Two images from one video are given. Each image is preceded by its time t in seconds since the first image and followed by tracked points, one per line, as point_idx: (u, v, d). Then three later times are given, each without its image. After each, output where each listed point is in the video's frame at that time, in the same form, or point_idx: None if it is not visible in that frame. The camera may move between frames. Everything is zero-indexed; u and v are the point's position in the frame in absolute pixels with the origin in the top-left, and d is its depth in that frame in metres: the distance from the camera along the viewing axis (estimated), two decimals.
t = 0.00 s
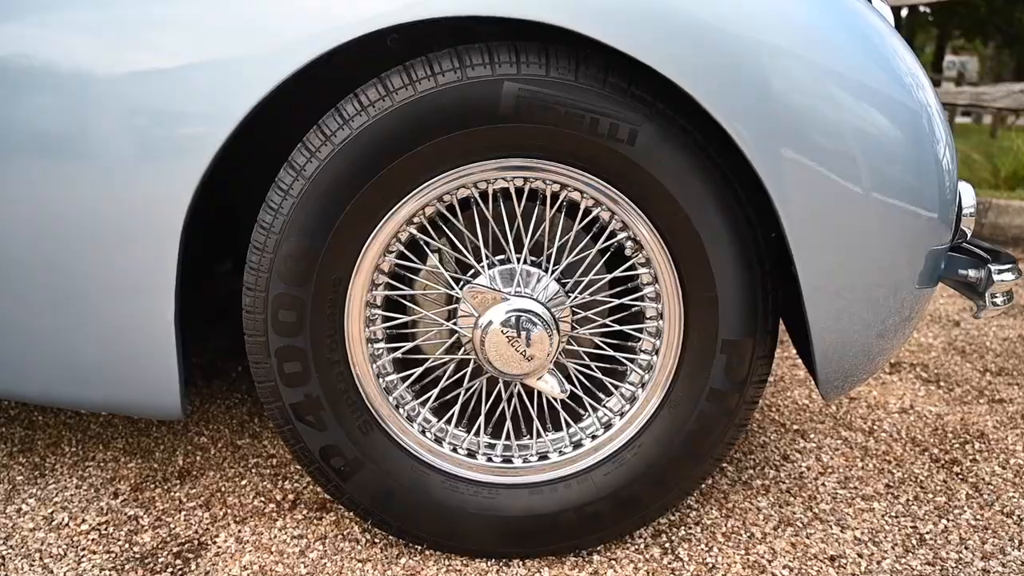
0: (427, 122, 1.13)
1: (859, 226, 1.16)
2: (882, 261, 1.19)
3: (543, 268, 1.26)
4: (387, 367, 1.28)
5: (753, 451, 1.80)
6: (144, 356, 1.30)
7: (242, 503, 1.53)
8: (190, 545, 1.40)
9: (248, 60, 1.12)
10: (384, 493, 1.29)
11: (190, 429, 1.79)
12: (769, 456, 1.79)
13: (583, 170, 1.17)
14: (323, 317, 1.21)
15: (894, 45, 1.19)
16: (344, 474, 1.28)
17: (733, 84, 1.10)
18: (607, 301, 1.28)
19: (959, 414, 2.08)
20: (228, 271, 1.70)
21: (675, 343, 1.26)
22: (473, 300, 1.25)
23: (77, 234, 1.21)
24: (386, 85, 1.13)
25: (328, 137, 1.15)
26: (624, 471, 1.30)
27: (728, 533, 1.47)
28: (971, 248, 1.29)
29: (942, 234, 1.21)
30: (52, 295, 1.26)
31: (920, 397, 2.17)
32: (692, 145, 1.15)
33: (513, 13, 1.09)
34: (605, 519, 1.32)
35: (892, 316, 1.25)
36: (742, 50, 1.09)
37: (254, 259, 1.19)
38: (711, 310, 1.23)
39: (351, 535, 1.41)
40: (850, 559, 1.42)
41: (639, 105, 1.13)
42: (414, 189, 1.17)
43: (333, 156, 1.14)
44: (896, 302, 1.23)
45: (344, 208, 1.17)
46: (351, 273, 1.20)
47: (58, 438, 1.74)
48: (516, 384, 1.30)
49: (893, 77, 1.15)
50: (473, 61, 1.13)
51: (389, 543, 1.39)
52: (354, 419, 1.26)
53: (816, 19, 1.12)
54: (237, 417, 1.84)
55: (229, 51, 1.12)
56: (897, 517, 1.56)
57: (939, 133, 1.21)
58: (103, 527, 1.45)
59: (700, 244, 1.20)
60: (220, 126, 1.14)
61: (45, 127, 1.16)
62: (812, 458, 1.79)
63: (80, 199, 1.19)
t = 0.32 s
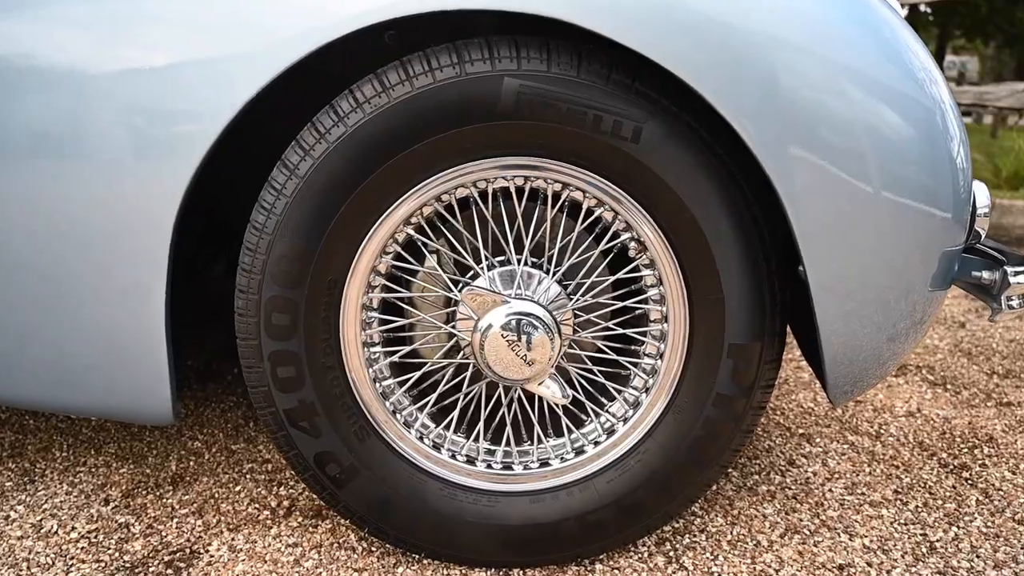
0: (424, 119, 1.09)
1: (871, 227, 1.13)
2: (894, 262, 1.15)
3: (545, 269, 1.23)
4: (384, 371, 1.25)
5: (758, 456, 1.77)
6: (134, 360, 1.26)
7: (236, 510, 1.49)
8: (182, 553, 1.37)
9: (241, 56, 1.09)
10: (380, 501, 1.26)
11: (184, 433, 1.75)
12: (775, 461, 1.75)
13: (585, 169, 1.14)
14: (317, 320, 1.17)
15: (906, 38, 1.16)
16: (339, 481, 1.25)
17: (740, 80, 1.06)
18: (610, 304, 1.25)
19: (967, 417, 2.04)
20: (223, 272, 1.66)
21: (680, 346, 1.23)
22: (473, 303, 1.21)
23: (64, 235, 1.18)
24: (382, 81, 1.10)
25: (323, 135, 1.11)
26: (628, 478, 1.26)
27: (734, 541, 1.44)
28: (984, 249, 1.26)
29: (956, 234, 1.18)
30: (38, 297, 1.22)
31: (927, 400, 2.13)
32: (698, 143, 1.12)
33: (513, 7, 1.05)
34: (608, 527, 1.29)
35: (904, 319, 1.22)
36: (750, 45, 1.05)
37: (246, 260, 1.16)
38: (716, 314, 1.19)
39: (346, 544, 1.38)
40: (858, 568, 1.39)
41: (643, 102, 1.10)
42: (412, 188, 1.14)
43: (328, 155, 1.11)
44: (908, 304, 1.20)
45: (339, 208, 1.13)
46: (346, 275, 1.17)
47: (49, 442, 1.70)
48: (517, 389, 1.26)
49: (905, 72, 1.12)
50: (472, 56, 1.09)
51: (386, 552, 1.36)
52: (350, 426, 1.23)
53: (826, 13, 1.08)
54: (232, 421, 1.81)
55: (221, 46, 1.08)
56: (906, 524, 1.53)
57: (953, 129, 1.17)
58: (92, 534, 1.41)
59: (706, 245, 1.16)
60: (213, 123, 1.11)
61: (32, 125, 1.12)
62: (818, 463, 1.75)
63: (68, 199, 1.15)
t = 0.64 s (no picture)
0: (424, 112, 1.05)
1: (888, 224, 1.09)
2: (910, 261, 1.11)
3: (548, 268, 1.19)
4: (383, 373, 1.21)
5: (765, 459, 1.73)
6: (125, 362, 1.22)
7: (230, 515, 1.45)
8: (175, 560, 1.33)
9: (235, 47, 1.04)
10: (378, 507, 1.22)
11: (178, 436, 1.72)
12: (782, 465, 1.71)
13: (591, 164, 1.10)
14: (313, 321, 1.14)
15: (923, 29, 1.12)
16: (336, 487, 1.21)
17: (753, 72, 1.02)
18: (616, 304, 1.21)
19: (977, 419, 2.00)
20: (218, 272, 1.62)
21: (688, 348, 1.19)
22: (474, 303, 1.17)
23: (51, 233, 1.14)
24: (381, 73, 1.06)
25: (319, 129, 1.07)
26: (634, 484, 1.22)
27: (742, 547, 1.40)
28: (1003, 247, 1.22)
29: (975, 233, 1.14)
30: (25, 296, 1.18)
31: (935, 402, 2.09)
32: (708, 137, 1.08)
33: None
34: (614, 534, 1.25)
35: (919, 320, 1.18)
36: (762, 35, 1.01)
37: (239, 259, 1.12)
38: (726, 314, 1.15)
39: (344, 550, 1.34)
40: None
41: (651, 95, 1.06)
42: (411, 184, 1.10)
43: (324, 149, 1.07)
44: (924, 305, 1.16)
45: (336, 205, 1.09)
46: (343, 274, 1.13)
47: (40, 445, 1.66)
48: (520, 392, 1.22)
49: (922, 63, 1.08)
50: (473, 47, 1.05)
51: (384, 559, 1.32)
52: (347, 429, 1.19)
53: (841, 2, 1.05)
54: (228, 423, 1.77)
55: (213, 37, 1.04)
56: (918, 530, 1.49)
57: (972, 123, 1.13)
58: (83, 541, 1.38)
59: (715, 243, 1.12)
60: (207, 119, 1.07)
61: (16, 119, 1.08)
62: (826, 467, 1.72)
63: (55, 196, 1.11)
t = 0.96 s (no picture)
0: (423, 107, 1.01)
1: (906, 224, 1.05)
2: (929, 262, 1.07)
3: (552, 269, 1.15)
4: (380, 378, 1.16)
5: (773, 465, 1.69)
6: (112, 366, 1.18)
7: (224, 524, 1.41)
8: (166, 571, 1.29)
9: (224, 40, 0.99)
10: (376, 517, 1.18)
11: (172, 441, 1.67)
12: (791, 471, 1.67)
13: (596, 161, 1.06)
14: (307, 324, 1.09)
15: (943, 20, 1.08)
16: (332, 496, 1.17)
17: (766, 65, 0.98)
18: (622, 307, 1.16)
19: (989, 423, 1.96)
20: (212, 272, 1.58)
21: (697, 352, 1.14)
22: (474, 305, 1.13)
23: (35, 233, 1.09)
24: (377, 66, 1.02)
25: (313, 124, 1.03)
26: (640, 493, 1.18)
27: (751, 557, 1.36)
28: None
29: (996, 233, 1.10)
30: (8, 298, 1.14)
31: (946, 405, 2.04)
32: (718, 133, 1.04)
33: None
34: (620, 545, 1.21)
35: (937, 323, 1.14)
36: (776, 26, 0.97)
37: (230, 260, 1.07)
38: (736, 317, 1.11)
39: (340, 560, 1.31)
40: None
41: (659, 89, 1.02)
42: (410, 182, 1.06)
43: (319, 145, 1.03)
44: (942, 307, 1.12)
45: (331, 204, 1.05)
46: (340, 275, 1.09)
47: (30, 450, 1.62)
48: (522, 397, 1.18)
49: (942, 56, 1.04)
50: (473, 39, 1.01)
51: (382, 569, 1.28)
52: (343, 437, 1.15)
53: None
54: (223, 428, 1.72)
55: (201, 29, 0.99)
56: (932, 539, 1.45)
57: (993, 118, 1.09)
58: (71, 551, 1.34)
59: (725, 243, 1.08)
60: (199, 115, 1.02)
61: None
62: (836, 473, 1.67)
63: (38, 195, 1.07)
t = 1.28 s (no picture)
0: (421, 103, 0.97)
1: (926, 225, 1.00)
2: (949, 265, 1.03)
3: (555, 272, 1.10)
4: (377, 385, 1.12)
5: (781, 472, 1.64)
6: (100, 373, 1.14)
7: (216, 534, 1.37)
8: None
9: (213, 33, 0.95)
10: (372, 529, 1.14)
11: (165, 447, 1.63)
12: (800, 478, 1.63)
13: (602, 160, 1.01)
14: (301, 330, 1.05)
15: (964, 11, 1.03)
16: (327, 508, 1.13)
17: (780, 60, 0.94)
18: (628, 311, 1.12)
19: (1000, 428, 1.91)
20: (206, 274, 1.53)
21: (707, 358, 1.10)
22: (474, 310, 1.09)
23: (18, 235, 1.05)
24: (374, 61, 0.97)
25: (307, 121, 0.99)
26: (647, 504, 1.14)
27: (760, 569, 1.32)
28: None
29: (1019, 235, 1.05)
30: None
31: (956, 409, 2.00)
32: (729, 131, 1.00)
33: None
34: (626, 557, 1.17)
35: (956, 328, 1.10)
36: (790, 20, 0.93)
37: (221, 263, 1.03)
38: (747, 322, 1.07)
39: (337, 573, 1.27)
40: None
41: (667, 84, 0.97)
42: (408, 181, 1.01)
43: (313, 144, 0.98)
44: (961, 311, 1.08)
45: (326, 205, 1.01)
46: (335, 278, 1.05)
47: (19, 456, 1.58)
48: (525, 405, 1.14)
49: (964, 49, 0.99)
50: (474, 32, 0.96)
51: None
52: (338, 446, 1.11)
53: None
54: (217, 433, 1.68)
55: (190, 23, 0.95)
56: (946, 549, 1.42)
57: (1016, 114, 1.04)
58: (59, 563, 1.30)
59: (737, 245, 1.04)
60: (191, 111, 0.97)
61: None
62: (846, 480, 1.63)
63: (21, 195, 1.02)
